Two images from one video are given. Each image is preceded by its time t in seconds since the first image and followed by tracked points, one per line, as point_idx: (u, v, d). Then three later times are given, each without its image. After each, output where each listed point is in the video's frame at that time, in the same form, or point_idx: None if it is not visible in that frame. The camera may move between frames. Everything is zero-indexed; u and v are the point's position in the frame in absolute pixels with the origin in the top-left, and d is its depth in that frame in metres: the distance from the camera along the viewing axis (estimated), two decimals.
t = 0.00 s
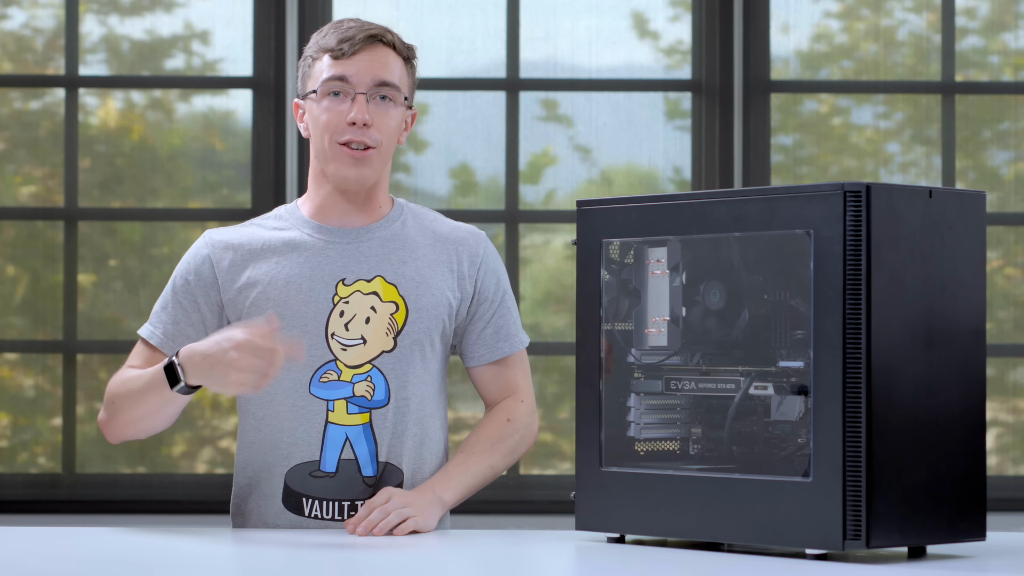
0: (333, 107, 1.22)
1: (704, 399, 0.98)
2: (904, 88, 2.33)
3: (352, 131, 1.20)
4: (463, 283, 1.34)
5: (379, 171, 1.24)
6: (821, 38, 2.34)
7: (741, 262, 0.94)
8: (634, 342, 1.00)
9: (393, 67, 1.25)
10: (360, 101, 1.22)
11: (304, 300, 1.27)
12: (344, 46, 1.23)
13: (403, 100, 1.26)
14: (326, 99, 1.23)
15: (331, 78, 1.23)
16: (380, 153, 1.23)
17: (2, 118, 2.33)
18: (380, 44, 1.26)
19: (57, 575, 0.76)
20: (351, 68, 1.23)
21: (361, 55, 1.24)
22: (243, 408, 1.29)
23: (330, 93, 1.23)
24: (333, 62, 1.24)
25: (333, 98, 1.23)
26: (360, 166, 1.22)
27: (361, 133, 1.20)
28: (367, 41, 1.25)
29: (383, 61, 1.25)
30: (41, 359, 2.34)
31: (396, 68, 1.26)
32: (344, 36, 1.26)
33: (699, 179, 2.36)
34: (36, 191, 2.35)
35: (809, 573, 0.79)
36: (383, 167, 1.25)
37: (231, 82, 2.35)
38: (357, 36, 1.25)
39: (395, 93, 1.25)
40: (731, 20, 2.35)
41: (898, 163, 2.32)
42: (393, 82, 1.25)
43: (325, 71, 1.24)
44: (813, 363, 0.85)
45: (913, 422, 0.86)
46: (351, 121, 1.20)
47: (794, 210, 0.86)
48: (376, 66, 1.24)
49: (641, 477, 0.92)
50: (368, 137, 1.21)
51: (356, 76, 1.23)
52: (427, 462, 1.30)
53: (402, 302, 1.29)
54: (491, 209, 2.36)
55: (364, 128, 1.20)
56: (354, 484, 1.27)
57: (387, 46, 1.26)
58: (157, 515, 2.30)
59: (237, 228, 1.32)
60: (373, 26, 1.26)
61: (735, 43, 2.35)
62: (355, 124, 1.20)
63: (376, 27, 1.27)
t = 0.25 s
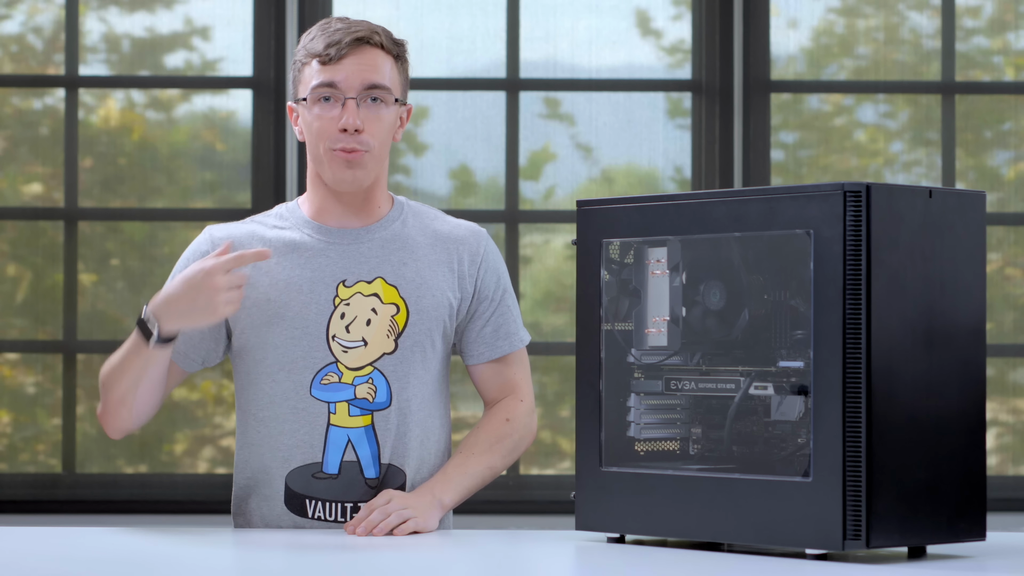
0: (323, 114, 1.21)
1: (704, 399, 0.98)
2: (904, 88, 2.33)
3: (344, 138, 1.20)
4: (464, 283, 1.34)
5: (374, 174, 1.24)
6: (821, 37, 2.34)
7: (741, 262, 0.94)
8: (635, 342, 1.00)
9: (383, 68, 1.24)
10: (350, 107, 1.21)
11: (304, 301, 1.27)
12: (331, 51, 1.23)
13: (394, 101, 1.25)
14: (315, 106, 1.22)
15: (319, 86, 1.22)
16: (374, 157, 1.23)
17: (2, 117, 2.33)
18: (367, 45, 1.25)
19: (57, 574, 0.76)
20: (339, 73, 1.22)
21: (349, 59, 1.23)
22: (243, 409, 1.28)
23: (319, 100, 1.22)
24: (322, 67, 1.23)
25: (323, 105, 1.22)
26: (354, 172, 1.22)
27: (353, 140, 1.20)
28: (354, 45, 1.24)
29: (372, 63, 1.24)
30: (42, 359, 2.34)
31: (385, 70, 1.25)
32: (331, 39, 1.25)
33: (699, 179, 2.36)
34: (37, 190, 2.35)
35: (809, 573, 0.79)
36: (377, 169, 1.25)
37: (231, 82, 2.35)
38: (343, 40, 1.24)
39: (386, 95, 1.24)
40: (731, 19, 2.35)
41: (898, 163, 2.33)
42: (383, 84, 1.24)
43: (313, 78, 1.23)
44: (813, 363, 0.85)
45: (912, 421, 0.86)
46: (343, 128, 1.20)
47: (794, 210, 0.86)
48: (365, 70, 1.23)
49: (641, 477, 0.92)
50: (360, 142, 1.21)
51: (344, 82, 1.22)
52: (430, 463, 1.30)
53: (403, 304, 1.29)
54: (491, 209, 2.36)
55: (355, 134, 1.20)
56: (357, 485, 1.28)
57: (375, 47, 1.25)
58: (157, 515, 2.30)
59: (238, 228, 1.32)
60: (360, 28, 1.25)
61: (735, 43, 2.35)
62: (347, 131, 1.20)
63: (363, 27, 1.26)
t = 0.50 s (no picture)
0: (327, 118, 1.22)
1: (704, 399, 0.98)
2: (904, 88, 2.33)
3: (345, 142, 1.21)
4: (464, 286, 1.34)
5: (377, 177, 1.26)
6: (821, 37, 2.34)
7: (741, 262, 0.94)
8: (635, 342, 1.00)
9: (385, 72, 1.24)
10: (354, 111, 1.22)
11: (306, 308, 1.26)
12: (333, 55, 1.22)
13: (396, 105, 1.26)
14: (319, 108, 1.23)
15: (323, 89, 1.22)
16: (378, 160, 1.24)
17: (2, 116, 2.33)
18: (371, 48, 1.24)
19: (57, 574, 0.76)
20: (343, 77, 1.22)
21: (352, 63, 1.23)
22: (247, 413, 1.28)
23: (323, 104, 1.22)
24: (324, 70, 1.22)
25: (326, 108, 1.22)
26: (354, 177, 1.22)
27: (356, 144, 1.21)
28: (358, 48, 1.23)
29: (374, 67, 1.23)
30: (42, 359, 2.34)
31: (388, 74, 1.24)
32: (334, 42, 1.24)
33: (699, 179, 2.36)
34: (37, 190, 2.35)
35: (809, 573, 0.79)
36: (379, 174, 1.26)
37: (231, 82, 2.35)
38: (346, 43, 1.23)
39: (388, 99, 1.25)
40: (731, 19, 2.35)
41: (898, 162, 2.33)
42: (385, 88, 1.24)
43: (317, 81, 1.23)
44: (813, 363, 0.85)
45: (912, 421, 0.86)
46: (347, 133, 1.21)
47: (794, 211, 0.86)
48: (368, 74, 1.23)
49: (641, 478, 0.93)
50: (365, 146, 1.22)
51: (348, 85, 1.22)
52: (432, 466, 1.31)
53: (405, 307, 1.29)
54: (491, 209, 2.36)
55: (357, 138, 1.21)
56: (360, 489, 1.28)
57: (377, 50, 1.25)
58: (157, 515, 2.30)
59: (236, 235, 1.31)
60: (363, 30, 1.23)
61: (735, 43, 2.35)
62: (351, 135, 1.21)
63: (366, 29, 1.25)
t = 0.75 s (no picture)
0: (337, 114, 1.22)
1: (704, 399, 0.98)
2: (904, 89, 2.33)
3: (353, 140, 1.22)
4: (465, 284, 1.34)
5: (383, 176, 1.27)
6: (821, 37, 2.34)
7: (741, 262, 0.94)
8: (635, 342, 1.00)
9: (398, 73, 1.24)
10: (363, 109, 1.22)
11: (311, 308, 1.26)
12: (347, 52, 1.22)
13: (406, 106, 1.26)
14: (329, 104, 1.23)
15: (334, 84, 1.23)
16: (385, 159, 1.25)
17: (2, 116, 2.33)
18: (384, 47, 1.24)
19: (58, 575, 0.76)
20: (355, 74, 1.22)
21: (365, 60, 1.23)
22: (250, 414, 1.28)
23: (333, 99, 1.23)
24: (337, 67, 1.23)
25: (336, 104, 1.23)
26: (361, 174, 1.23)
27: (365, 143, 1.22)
28: (371, 45, 1.23)
29: (387, 68, 1.23)
30: (42, 358, 2.34)
31: (400, 75, 1.25)
32: (349, 39, 1.24)
33: (699, 179, 2.36)
34: (37, 190, 2.35)
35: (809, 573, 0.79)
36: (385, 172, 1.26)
37: (231, 82, 2.35)
38: (360, 41, 1.23)
39: (398, 100, 1.25)
40: (731, 19, 2.35)
41: (898, 162, 2.33)
42: (396, 89, 1.24)
43: (328, 77, 1.23)
44: (812, 364, 0.85)
45: (912, 422, 0.86)
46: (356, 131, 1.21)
47: (794, 210, 0.86)
48: (379, 74, 1.23)
49: (640, 477, 0.93)
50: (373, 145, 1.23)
51: (359, 82, 1.23)
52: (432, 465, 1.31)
53: (407, 306, 1.29)
54: (491, 209, 2.36)
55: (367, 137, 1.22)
56: (365, 489, 1.27)
57: (391, 50, 1.25)
58: (157, 515, 2.30)
59: (236, 235, 1.30)
60: (378, 30, 1.24)
61: (735, 43, 2.35)
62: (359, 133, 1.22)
63: (381, 29, 1.25)
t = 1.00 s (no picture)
0: (325, 110, 1.22)
1: (704, 399, 0.98)
2: (903, 88, 2.33)
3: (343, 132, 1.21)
4: (466, 283, 1.36)
5: (380, 168, 1.26)
6: (820, 37, 2.34)
7: (740, 262, 0.94)
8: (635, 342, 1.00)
9: (380, 64, 1.24)
10: (350, 102, 1.22)
11: (318, 302, 1.27)
12: (327, 49, 1.23)
13: (394, 95, 1.26)
14: (316, 103, 1.23)
15: (318, 83, 1.23)
16: (380, 150, 1.24)
17: (3, 116, 2.33)
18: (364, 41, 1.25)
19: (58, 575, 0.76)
20: (337, 70, 1.23)
21: (345, 55, 1.23)
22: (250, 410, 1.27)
23: (319, 97, 1.23)
24: (320, 66, 1.23)
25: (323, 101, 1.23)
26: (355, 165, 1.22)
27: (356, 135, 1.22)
28: (350, 40, 1.24)
29: (369, 59, 1.24)
30: (42, 358, 2.34)
31: (384, 66, 1.25)
32: (327, 38, 1.24)
33: (699, 179, 2.36)
34: (36, 190, 2.35)
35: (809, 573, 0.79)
36: (381, 164, 1.26)
37: (231, 82, 2.35)
38: (338, 37, 1.23)
39: (385, 90, 1.25)
40: (731, 19, 2.35)
41: (898, 162, 2.32)
42: (381, 79, 1.24)
43: (312, 76, 1.23)
44: (813, 364, 0.85)
45: (912, 422, 0.86)
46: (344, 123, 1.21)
47: (794, 210, 0.86)
48: (362, 66, 1.23)
49: (641, 478, 0.92)
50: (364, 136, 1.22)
51: (341, 78, 1.23)
52: (433, 463, 1.31)
53: (414, 304, 1.30)
54: (491, 209, 2.36)
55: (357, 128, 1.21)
56: (368, 484, 1.27)
57: (371, 43, 1.25)
58: (157, 515, 2.30)
59: (242, 229, 1.30)
60: (355, 25, 1.24)
61: (735, 43, 2.35)
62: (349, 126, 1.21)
63: (358, 24, 1.25)
